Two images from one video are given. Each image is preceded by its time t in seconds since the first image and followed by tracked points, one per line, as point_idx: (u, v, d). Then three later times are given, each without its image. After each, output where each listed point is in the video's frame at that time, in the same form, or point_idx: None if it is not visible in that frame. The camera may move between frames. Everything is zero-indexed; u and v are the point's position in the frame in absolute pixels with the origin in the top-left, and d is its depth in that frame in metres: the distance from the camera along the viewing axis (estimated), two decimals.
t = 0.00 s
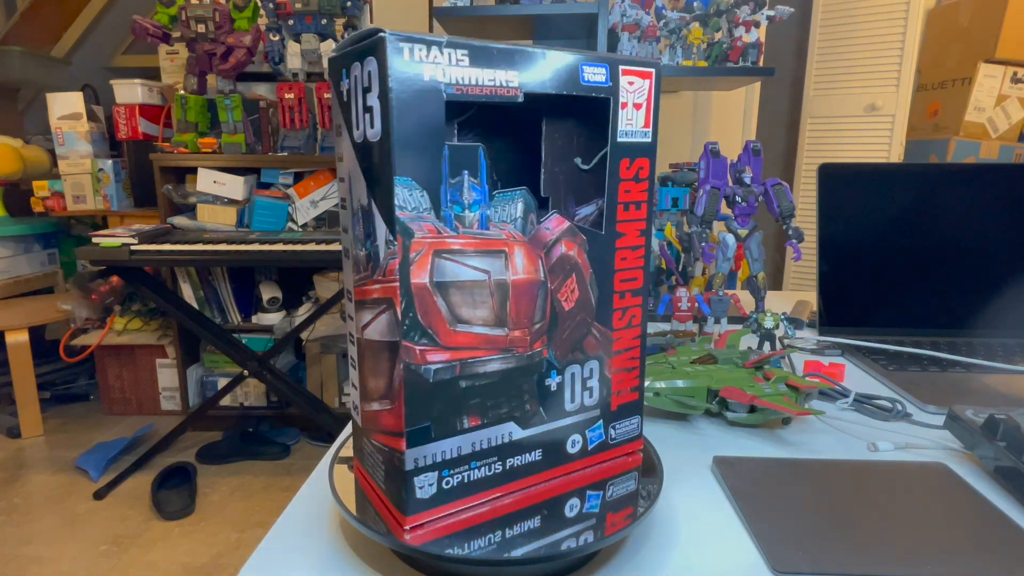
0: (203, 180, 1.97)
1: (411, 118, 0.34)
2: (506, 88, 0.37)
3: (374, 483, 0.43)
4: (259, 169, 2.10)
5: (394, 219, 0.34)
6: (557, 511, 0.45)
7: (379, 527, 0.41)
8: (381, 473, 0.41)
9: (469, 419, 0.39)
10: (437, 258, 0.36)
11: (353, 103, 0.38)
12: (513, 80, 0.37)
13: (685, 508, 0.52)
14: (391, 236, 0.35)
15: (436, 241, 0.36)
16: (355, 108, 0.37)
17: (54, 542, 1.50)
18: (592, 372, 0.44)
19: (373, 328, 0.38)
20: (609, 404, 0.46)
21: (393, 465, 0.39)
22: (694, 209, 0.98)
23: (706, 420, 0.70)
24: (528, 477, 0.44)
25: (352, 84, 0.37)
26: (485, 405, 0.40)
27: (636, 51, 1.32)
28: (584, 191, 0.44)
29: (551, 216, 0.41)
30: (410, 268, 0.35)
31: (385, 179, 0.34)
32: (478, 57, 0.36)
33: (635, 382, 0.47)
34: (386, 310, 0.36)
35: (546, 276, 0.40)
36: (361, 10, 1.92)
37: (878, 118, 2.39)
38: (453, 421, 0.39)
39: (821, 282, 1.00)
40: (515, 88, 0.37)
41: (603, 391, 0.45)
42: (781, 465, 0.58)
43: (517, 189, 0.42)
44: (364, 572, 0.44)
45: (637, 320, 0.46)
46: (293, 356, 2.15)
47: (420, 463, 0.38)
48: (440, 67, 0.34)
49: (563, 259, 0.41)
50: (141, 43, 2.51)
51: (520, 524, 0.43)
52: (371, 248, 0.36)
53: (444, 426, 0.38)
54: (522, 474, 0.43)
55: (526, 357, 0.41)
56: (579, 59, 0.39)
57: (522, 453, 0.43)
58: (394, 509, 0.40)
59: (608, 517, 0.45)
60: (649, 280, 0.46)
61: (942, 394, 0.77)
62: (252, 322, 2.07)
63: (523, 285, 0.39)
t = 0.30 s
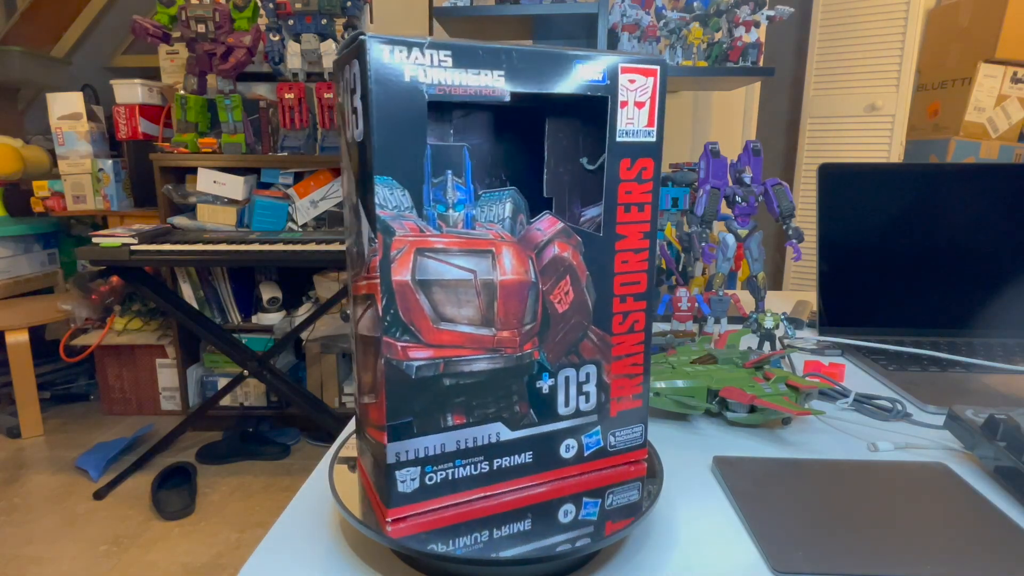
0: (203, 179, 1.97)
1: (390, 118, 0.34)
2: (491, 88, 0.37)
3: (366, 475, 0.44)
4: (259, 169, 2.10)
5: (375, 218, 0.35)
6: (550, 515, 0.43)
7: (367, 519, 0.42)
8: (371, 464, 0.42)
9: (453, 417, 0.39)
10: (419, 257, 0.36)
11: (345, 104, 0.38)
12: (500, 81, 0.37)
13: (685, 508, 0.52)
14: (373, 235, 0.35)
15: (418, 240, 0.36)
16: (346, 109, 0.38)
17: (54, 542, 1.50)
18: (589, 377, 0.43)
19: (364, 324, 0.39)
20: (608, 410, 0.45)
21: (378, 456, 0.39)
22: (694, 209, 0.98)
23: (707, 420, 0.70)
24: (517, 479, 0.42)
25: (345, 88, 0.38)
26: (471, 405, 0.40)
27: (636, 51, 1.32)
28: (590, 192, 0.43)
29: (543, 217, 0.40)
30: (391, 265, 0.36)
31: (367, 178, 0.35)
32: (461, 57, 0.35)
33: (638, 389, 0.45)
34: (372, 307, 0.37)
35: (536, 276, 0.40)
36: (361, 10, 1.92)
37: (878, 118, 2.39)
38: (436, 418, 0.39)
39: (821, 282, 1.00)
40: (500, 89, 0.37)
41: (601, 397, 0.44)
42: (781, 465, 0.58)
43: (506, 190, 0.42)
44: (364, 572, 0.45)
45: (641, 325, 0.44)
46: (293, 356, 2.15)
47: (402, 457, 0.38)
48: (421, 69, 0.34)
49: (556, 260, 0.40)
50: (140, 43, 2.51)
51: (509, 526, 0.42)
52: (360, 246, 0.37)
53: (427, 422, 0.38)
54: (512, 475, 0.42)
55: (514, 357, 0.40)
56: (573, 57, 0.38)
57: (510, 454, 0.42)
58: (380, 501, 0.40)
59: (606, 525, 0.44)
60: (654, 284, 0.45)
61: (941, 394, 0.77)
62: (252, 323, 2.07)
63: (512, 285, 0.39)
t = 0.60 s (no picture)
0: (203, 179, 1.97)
1: (373, 120, 0.35)
2: (478, 88, 0.37)
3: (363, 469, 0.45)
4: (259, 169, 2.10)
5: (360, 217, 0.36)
6: (542, 518, 0.43)
7: (358, 513, 0.43)
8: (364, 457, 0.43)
9: (439, 414, 0.40)
10: (403, 255, 0.37)
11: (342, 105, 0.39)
12: (486, 81, 0.37)
13: (685, 509, 0.52)
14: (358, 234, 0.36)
15: (403, 239, 0.37)
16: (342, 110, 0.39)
17: (54, 542, 1.50)
18: (583, 381, 0.43)
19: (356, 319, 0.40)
20: (605, 416, 0.44)
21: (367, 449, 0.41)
22: (694, 209, 0.98)
23: (707, 420, 0.70)
24: (506, 480, 0.43)
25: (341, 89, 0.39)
26: (457, 402, 0.40)
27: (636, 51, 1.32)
28: (593, 192, 0.43)
29: (534, 216, 0.40)
30: (375, 262, 0.37)
31: (352, 178, 0.36)
32: (446, 58, 0.36)
33: (639, 398, 0.45)
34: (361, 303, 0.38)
35: (526, 277, 0.40)
36: (361, 10, 1.92)
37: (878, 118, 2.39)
38: (422, 414, 0.40)
39: (821, 282, 1.00)
40: (487, 89, 0.37)
41: (596, 402, 0.44)
42: (780, 465, 0.58)
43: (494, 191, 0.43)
44: (366, 572, 0.44)
45: (641, 330, 0.43)
46: (293, 356, 2.15)
47: (386, 450, 0.39)
48: (404, 69, 0.35)
49: (548, 262, 0.40)
50: (140, 43, 2.51)
51: (498, 526, 0.42)
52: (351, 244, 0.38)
53: (412, 418, 0.39)
54: (500, 475, 0.43)
55: (503, 358, 0.40)
56: (564, 55, 0.38)
57: (499, 454, 0.42)
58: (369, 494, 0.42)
59: (602, 532, 0.43)
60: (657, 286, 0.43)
61: (941, 394, 0.77)
62: (252, 323, 2.07)
63: (500, 285, 0.39)
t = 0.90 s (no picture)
0: (203, 179, 1.97)
1: (360, 120, 0.36)
2: (465, 88, 0.37)
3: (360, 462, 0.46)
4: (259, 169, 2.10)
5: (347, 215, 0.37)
6: (531, 521, 0.43)
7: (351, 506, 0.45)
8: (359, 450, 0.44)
9: (425, 410, 0.40)
10: (390, 253, 0.38)
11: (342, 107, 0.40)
12: (472, 80, 0.37)
13: (684, 509, 0.52)
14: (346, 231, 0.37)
15: (390, 237, 0.38)
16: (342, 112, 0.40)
17: (54, 542, 1.50)
18: (576, 385, 0.42)
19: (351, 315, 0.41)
20: (599, 422, 0.43)
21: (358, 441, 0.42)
22: (694, 209, 0.98)
23: (707, 420, 0.70)
24: (494, 479, 0.43)
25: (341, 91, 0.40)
26: (443, 400, 0.40)
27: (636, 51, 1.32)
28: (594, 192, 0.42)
29: (523, 217, 0.39)
30: (363, 259, 0.38)
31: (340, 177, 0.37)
32: (432, 58, 0.36)
33: (637, 406, 0.43)
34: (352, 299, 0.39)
35: (515, 277, 0.40)
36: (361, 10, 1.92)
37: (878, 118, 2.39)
38: (409, 409, 0.40)
39: (821, 282, 1.00)
40: (474, 88, 0.37)
41: (590, 408, 0.43)
42: (780, 465, 0.58)
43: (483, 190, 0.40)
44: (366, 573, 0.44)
45: (639, 336, 0.42)
46: (293, 356, 2.15)
47: (373, 443, 0.40)
48: (390, 71, 0.36)
49: (538, 262, 0.40)
50: (140, 43, 2.51)
51: (487, 526, 0.43)
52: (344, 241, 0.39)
53: (399, 412, 0.40)
54: (489, 475, 0.43)
55: (491, 358, 0.40)
56: (554, 53, 0.37)
57: (488, 453, 0.42)
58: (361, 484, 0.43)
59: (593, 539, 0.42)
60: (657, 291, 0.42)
61: (941, 394, 0.77)
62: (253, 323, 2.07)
63: (488, 285, 0.39)
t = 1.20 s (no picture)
0: (203, 179, 1.97)
1: (350, 121, 0.37)
2: (453, 88, 0.37)
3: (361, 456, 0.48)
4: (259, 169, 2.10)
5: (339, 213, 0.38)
6: (522, 523, 0.43)
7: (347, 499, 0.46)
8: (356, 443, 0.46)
9: (415, 406, 0.41)
10: (380, 250, 0.39)
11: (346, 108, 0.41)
12: (460, 81, 0.37)
13: (685, 509, 0.52)
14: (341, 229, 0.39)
15: (380, 235, 0.38)
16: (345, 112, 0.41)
17: (54, 542, 1.50)
18: (567, 389, 0.42)
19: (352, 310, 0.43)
20: (591, 428, 0.42)
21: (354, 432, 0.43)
22: (694, 209, 0.98)
23: (707, 420, 0.70)
24: (482, 478, 0.43)
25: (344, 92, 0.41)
26: (432, 396, 0.41)
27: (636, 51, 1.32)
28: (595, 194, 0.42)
29: (513, 217, 0.39)
30: (354, 256, 0.39)
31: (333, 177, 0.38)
32: (421, 60, 0.36)
33: (631, 414, 0.42)
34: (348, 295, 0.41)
35: (504, 277, 0.39)
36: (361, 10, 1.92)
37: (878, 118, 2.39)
38: (399, 405, 0.41)
39: (821, 282, 1.00)
40: (461, 89, 0.37)
41: (582, 413, 0.42)
42: (780, 465, 0.58)
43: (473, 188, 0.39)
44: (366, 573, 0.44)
45: (633, 341, 0.41)
46: (293, 356, 2.15)
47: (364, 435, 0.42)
48: (379, 73, 0.36)
49: (528, 263, 0.39)
50: (140, 43, 2.51)
51: (475, 525, 0.42)
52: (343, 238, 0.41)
53: (389, 406, 0.41)
54: (478, 474, 0.43)
55: (479, 357, 0.41)
56: (544, 54, 0.37)
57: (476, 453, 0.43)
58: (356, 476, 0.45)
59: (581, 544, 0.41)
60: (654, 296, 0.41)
61: (941, 394, 0.77)
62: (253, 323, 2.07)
63: (476, 285, 0.39)
